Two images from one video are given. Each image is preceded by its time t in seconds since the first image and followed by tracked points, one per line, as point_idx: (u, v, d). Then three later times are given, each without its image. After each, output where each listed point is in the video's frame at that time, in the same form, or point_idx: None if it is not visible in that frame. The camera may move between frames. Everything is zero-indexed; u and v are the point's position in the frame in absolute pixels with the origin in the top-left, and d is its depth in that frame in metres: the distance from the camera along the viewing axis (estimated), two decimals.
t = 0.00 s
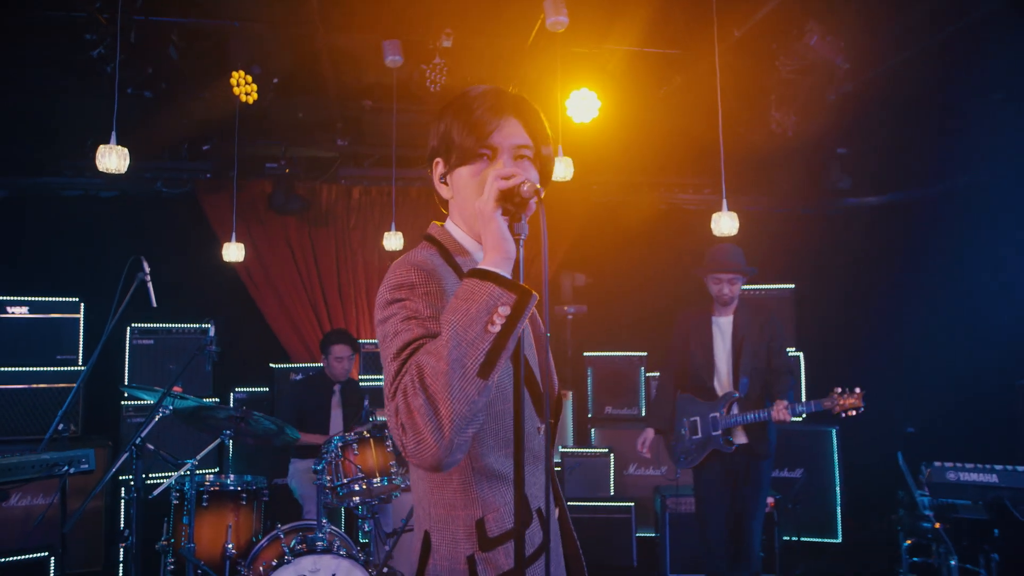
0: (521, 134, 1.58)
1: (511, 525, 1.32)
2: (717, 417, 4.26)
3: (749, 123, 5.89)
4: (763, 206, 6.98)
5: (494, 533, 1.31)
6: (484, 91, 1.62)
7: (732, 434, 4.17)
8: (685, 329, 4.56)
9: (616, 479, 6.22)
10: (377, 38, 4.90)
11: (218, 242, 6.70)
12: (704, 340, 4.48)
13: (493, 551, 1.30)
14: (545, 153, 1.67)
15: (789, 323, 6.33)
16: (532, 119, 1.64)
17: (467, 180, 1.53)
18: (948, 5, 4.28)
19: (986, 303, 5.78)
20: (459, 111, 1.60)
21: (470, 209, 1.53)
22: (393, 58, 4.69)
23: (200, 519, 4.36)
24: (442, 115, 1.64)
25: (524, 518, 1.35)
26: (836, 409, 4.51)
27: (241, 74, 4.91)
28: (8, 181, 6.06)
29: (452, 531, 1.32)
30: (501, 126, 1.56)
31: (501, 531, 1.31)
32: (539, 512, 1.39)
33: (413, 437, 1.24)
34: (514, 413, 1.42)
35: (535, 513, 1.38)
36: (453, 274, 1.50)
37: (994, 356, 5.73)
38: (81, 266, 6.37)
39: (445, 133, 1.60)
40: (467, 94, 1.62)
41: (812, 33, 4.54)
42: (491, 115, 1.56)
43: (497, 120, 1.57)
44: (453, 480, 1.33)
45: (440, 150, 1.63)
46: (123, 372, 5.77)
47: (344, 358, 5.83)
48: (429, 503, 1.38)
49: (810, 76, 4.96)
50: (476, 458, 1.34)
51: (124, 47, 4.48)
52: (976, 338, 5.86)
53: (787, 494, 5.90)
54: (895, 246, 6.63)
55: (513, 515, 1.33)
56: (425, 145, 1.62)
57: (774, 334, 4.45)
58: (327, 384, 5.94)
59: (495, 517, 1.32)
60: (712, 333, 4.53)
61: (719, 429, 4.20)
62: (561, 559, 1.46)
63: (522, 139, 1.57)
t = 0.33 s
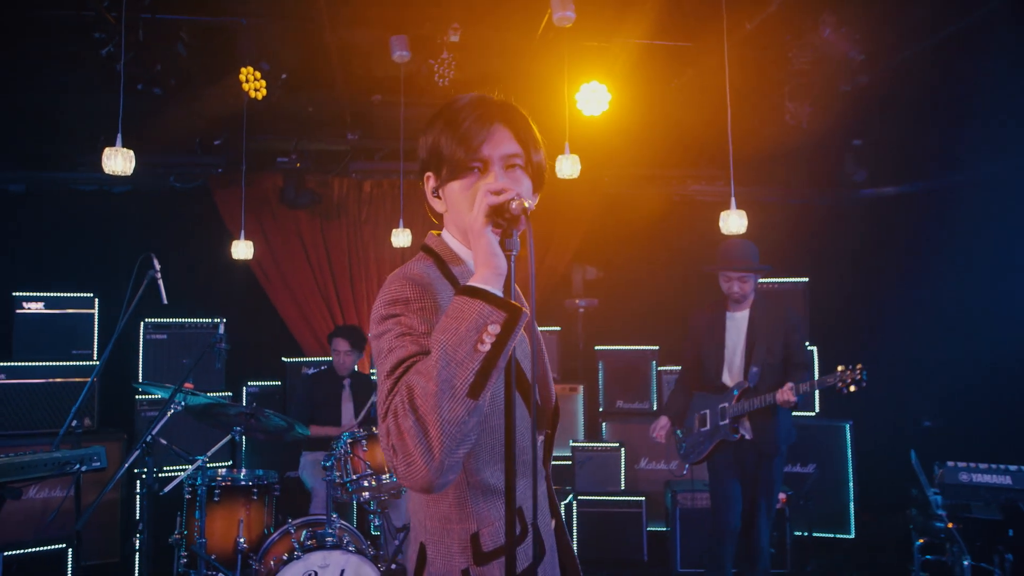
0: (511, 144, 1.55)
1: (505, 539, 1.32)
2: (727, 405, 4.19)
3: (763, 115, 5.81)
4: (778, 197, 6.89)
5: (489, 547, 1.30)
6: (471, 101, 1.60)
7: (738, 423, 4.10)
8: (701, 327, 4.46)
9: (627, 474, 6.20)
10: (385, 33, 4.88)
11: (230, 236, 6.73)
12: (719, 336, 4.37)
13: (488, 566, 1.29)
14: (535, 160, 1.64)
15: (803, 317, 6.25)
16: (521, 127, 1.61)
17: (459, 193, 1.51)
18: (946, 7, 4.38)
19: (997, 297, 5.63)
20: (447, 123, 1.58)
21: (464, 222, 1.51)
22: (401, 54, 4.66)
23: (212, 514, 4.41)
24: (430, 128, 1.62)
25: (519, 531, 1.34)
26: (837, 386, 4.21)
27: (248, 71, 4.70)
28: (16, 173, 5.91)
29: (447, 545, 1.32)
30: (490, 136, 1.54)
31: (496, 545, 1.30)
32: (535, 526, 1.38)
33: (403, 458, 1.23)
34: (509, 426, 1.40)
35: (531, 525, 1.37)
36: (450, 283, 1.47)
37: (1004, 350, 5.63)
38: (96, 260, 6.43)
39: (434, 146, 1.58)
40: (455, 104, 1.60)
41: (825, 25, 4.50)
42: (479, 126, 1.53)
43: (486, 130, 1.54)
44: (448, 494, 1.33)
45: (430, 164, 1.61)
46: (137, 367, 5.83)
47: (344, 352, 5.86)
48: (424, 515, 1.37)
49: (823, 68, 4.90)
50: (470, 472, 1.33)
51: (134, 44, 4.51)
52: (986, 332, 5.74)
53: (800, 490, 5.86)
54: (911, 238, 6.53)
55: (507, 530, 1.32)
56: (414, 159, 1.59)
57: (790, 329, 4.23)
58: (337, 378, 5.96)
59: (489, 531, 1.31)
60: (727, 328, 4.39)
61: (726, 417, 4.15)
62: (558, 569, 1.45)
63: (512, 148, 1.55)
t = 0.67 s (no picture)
0: (510, 157, 1.53)
1: (498, 554, 1.31)
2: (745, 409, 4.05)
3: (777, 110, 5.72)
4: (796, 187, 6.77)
5: (483, 561, 1.30)
6: (473, 110, 1.57)
7: (756, 426, 4.01)
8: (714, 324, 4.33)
9: (639, 468, 6.20)
10: (394, 29, 4.85)
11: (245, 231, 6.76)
12: (731, 335, 4.27)
13: None
14: (535, 172, 1.62)
15: (818, 311, 6.17)
16: (521, 139, 1.59)
17: (456, 205, 1.49)
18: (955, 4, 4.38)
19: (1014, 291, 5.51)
20: (446, 132, 1.55)
21: (457, 235, 1.48)
22: (409, 49, 4.65)
23: (227, 508, 4.48)
24: (429, 137, 1.60)
25: (514, 546, 1.33)
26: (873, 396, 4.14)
27: (261, 67, 4.85)
28: (35, 170, 5.99)
29: (442, 560, 1.31)
30: (490, 147, 1.51)
31: (489, 559, 1.30)
32: (530, 541, 1.37)
33: (392, 480, 1.22)
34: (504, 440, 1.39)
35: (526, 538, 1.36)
36: (443, 297, 1.45)
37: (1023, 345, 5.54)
38: (114, 255, 6.51)
39: (433, 156, 1.55)
40: (456, 113, 1.57)
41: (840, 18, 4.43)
42: (479, 138, 1.51)
43: (486, 142, 1.52)
44: (443, 507, 1.32)
45: (428, 172, 1.58)
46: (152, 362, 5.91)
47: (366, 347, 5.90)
48: (420, 526, 1.37)
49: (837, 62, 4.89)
50: (465, 486, 1.32)
51: (146, 43, 4.56)
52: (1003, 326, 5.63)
53: (814, 486, 5.81)
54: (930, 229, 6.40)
55: (501, 544, 1.31)
56: (412, 167, 1.57)
57: (804, 326, 4.16)
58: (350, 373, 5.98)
59: (483, 545, 1.30)
60: (741, 329, 4.27)
61: (744, 422, 4.04)
62: None
63: (511, 161, 1.52)
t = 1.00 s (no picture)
0: (511, 170, 1.50)
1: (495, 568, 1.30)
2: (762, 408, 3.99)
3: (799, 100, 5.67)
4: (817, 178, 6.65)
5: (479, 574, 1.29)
6: (477, 120, 1.55)
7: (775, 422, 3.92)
8: (727, 320, 4.26)
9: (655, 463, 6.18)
10: (406, 25, 4.84)
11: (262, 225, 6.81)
12: (746, 332, 4.18)
13: None
14: (537, 186, 1.60)
15: (837, 305, 6.09)
16: (523, 151, 1.57)
17: (454, 218, 1.47)
18: None
19: None
20: (448, 143, 1.53)
21: (453, 248, 1.47)
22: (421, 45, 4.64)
23: (245, 502, 4.55)
24: (432, 146, 1.58)
25: (510, 559, 1.32)
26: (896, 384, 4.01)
27: (275, 63, 4.88)
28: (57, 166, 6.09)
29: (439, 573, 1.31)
30: (491, 160, 1.49)
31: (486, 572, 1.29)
32: (527, 553, 1.36)
33: (386, 500, 1.22)
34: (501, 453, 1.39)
35: (524, 550, 1.36)
36: (439, 312, 1.44)
37: None
38: (135, 250, 6.60)
39: (433, 165, 1.54)
40: (459, 124, 1.55)
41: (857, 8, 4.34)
42: (482, 149, 1.48)
43: (487, 154, 1.49)
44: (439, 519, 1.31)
45: (429, 181, 1.56)
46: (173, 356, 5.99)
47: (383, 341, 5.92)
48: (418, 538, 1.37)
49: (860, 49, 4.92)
50: (460, 499, 1.31)
51: (161, 41, 4.64)
52: None
53: (832, 482, 5.76)
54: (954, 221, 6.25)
55: (498, 556, 1.31)
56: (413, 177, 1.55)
57: (820, 322, 4.12)
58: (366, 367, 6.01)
59: (480, 558, 1.30)
60: (756, 327, 4.19)
61: (763, 420, 3.98)
62: None
63: (512, 175, 1.50)
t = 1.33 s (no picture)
0: (514, 180, 1.48)
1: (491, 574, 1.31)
2: (777, 405, 3.92)
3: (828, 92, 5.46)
4: (844, 166, 6.50)
5: None
6: (484, 128, 1.53)
7: (789, 422, 3.86)
8: (745, 314, 4.20)
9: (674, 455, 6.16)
10: (423, 17, 4.81)
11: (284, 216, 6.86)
12: (764, 327, 4.11)
13: None
14: (541, 196, 1.58)
15: (861, 296, 5.98)
16: (528, 161, 1.54)
17: (455, 226, 1.45)
18: None
19: None
20: (454, 149, 1.51)
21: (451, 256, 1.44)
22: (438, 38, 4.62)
23: (266, 491, 4.63)
24: (438, 152, 1.56)
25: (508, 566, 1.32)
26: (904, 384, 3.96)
27: (293, 57, 4.93)
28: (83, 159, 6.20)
29: None
30: (495, 170, 1.47)
31: None
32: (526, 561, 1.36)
33: (379, 511, 1.22)
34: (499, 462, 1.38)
35: (522, 558, 1.36)
36: (437, 321, 1.43)
37: None
38: (159, 241, 6.72)
39: (438, 171, 1.52)
40: (467, 130, 1.53)
41: None
42: (486, 158, 1.46)
43: (491, 163, 1.47)
44: (437, 526, 1.32)
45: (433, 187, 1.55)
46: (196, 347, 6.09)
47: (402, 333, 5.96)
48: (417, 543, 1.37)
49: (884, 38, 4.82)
50: (457, 507, 1.32)
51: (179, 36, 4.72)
52: None
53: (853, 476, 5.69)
54: (987, 210, 6.07)
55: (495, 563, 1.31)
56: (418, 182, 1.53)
57: (839, 318, 4.02)
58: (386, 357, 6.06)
59: (477, 563, 1.30)
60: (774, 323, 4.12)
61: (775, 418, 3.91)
62: None
63: (515, 185, 1.48)
